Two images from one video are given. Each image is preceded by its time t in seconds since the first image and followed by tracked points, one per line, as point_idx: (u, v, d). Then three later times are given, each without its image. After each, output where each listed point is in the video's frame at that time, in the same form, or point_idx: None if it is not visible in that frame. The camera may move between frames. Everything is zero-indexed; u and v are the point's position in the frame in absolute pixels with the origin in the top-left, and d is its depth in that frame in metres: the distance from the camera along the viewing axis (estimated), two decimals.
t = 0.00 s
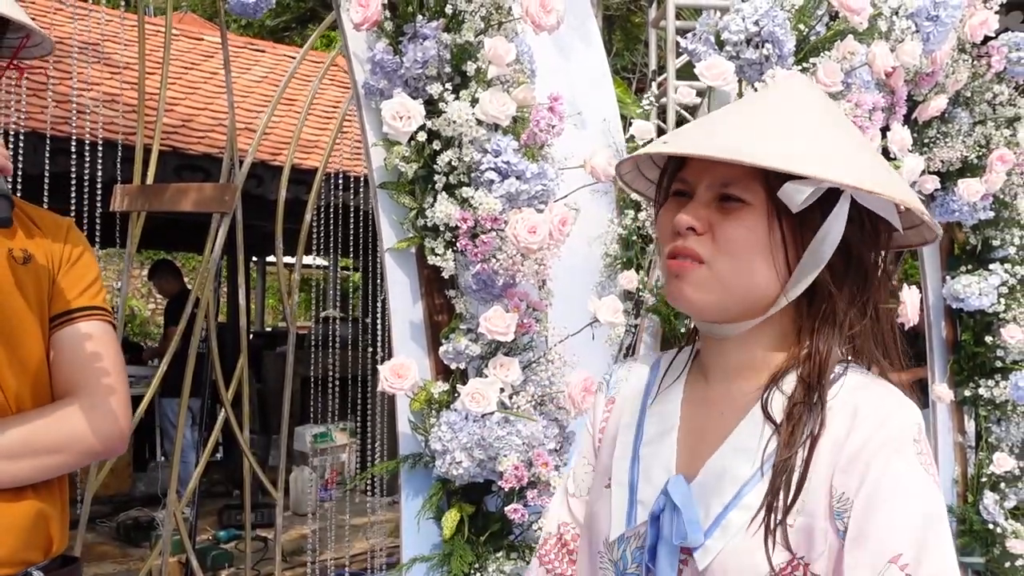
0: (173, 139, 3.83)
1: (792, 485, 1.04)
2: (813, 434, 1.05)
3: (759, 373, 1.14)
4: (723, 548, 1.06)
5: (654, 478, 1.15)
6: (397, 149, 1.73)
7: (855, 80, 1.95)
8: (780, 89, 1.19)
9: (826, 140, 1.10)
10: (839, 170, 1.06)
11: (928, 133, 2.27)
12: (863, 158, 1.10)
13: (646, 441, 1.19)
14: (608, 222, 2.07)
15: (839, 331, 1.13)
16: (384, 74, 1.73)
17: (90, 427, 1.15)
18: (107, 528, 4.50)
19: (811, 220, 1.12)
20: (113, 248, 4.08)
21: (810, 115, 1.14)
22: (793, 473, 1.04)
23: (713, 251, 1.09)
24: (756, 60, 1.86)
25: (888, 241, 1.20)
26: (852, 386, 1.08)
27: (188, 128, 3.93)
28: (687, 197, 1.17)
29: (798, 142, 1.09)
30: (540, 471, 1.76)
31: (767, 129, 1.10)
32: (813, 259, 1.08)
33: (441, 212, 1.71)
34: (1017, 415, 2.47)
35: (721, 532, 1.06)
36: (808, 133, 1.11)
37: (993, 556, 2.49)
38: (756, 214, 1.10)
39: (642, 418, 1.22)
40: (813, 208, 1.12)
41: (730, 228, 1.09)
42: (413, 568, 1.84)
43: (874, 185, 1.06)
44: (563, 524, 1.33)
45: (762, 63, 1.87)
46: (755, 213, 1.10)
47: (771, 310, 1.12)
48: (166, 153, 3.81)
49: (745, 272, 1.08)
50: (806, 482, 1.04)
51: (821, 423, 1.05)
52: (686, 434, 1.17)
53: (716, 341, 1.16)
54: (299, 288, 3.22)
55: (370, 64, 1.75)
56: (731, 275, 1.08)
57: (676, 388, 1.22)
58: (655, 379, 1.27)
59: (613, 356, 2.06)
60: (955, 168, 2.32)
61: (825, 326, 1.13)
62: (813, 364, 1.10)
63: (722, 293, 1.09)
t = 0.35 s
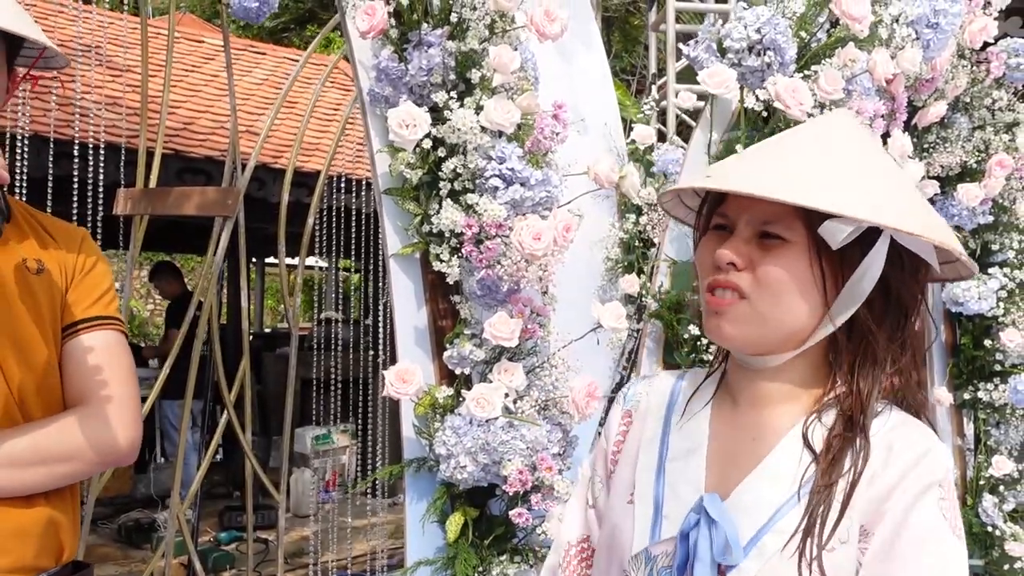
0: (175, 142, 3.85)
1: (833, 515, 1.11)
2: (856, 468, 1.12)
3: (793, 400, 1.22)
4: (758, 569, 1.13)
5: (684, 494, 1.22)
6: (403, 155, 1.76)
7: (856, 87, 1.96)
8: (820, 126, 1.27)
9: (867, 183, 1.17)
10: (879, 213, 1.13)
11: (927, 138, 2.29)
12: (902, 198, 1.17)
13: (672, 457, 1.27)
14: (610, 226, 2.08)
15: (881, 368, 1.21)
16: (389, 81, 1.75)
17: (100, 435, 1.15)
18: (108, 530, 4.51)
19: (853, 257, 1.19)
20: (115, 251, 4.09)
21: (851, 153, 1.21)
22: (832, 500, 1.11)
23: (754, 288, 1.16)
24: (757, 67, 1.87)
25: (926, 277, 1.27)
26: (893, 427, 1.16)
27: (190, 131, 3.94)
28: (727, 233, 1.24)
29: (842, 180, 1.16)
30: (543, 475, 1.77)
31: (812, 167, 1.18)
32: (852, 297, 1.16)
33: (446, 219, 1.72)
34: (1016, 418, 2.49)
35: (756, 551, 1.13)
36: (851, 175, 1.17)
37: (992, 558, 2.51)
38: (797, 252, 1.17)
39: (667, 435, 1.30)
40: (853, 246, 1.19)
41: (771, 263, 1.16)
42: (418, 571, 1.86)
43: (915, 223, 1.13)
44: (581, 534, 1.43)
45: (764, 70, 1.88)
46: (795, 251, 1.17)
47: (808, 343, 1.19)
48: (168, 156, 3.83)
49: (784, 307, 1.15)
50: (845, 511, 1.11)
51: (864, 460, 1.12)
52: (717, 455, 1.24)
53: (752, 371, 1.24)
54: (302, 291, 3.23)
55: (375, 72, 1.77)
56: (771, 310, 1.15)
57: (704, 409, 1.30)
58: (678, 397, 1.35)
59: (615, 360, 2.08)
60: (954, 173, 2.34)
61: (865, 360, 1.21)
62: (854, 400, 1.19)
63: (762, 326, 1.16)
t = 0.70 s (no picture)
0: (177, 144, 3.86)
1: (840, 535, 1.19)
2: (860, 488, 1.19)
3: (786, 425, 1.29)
4: None
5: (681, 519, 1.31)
6: (406, 160, 1.76)
7: (857, 91, 1.96)
8: (831, 159, 1.34)
9: (874, 220, 1.23)
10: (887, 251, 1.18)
11: (928, 141, 2.30)
12: (902, 237, 1.22)
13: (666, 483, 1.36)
14: (612, 228, 2.09)
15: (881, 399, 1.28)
16: (393, 86, 1.76)
17: (110, 440, 1.16)
18: (111, 530, 4.53)
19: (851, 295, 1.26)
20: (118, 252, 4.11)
21: (858, 188, 1.27)
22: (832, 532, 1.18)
23: (756, 314, 1.24)
24: (759, 71, 1.89)
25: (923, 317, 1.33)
26: (891, 447, 1.23)
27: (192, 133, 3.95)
28: (730, 258, 1.31)
29: (844, 217, 1.22)
30: (547, 477, 1.78)
31: (818, 199, 1.23)
32: (851, 329, 1.22)
33: (450, 223, 1.74)
34: (1016, 420, 2.49)
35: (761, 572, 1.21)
36: (859, 211, 1.23)
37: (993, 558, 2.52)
38: (797, 283, 1.23)
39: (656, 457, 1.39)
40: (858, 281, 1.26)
41: (771, 291, 1.23)
42: (422, 571, 1.87)
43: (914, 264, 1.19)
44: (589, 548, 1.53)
45: (766, 74, 1.89)
46: (796, 282, 1.23)
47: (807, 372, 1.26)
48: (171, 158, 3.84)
49: (785, 335, 1.22)
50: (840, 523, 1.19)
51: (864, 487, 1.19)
52: (711, 475, 1.32)
53: (746, 395, 1.31)
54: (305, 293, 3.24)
55: (379, 76, 1.78)
56: (773, 337, 1.22)
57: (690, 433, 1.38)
58: (664, 419, 1.45)
59: (617, 361, 2.10)
60: (955, 175, 2.35)
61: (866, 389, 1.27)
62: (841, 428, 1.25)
63: (761, 352, 1.23)
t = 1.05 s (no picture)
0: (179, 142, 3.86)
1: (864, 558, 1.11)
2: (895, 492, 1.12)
3: (820, 421, 1.21)
4: None
5: (719, 525, 1.20)
6: (408, 155, 1.76)
7: (858, 87, 1.97)
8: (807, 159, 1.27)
9: (859, 195, 1.17)
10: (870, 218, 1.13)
11: (930, 137, 2.30)
12: (895, 204, 1.18)
13: (702, 486, 1.25)
14: (613, 225, 2.08)
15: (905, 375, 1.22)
16: (395, 82, 1.76)
17: (111, 432, 1.15)
18: (113, 529, 4.53)
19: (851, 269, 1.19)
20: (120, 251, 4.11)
21: (841, 175, 1.21)
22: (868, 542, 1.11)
23: (765, 317, 1.17)
24: (760, 67, 1.89)
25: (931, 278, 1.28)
26: (920, 469, 1.15)
27: (194, 131, 3.95)
28: (729, 269, 1.25)
29: (829, 200, 1.16)
30: (548, 472, 1.79)
31: (796, 193, 1.18)
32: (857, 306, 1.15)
33: (451, 218, 1.74)
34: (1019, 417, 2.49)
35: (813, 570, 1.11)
36: (840, 193, 1.17)
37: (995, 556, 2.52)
38: (796, 275, 1.17)
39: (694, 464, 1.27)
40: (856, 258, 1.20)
41: (772, 289, 1.17)
42: (423, 567, 1.86)
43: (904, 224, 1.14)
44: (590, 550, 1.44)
45: (767, 70, 1.89)
46: (794, 274, 1.17)
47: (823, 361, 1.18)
48: (173, 157, 3.84)
49: (797, 329, 1.16)
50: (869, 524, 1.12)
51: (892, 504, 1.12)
52: (749, 479, 1.22)
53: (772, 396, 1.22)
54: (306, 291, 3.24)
55: (381, 72, 1.78)
56: (786, 334, 1.16)
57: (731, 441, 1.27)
58: (705, 431, 1.31)
59: (619, 358, 2.09)
60: (957, 172, 2.34)
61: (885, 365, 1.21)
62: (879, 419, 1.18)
63: (773, 354, 1.16)
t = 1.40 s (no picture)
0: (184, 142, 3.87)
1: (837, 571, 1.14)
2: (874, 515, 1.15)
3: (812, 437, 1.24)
4: None
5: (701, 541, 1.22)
6: (414, 154, 1.76)
7: (864, 86, 1.97)
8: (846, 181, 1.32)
9: (884, 226, 1.22)
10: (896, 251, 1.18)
11: (936, 136, 2.29)
12: (915, 243, 1.22)
13: (688, 497, 1.26)
14: (618, 225, 2.09)
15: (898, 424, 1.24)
16: (401, 81, 1.76)
17: (119, 431, 1.16)
18: (118, 527, 4.54)
19: (871, 306, 1.24)
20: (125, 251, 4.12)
21: (872, 202, 1.26)
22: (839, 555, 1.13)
23: (771, 320, 1.19)
24: (766, 66, 1.89)
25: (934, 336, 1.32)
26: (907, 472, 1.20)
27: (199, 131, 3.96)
28: (741, 264, 1.27)
29: (859, 223, 1.21)
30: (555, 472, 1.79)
31: (825, 208, 1.23)
32: (867, 337, 1.20)
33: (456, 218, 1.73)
34: None
35: None
36: (864, 217, 1.22)
37: (1001, 557, 2.51)
38: (812, 287, 1.20)
39: (681, 468, 1.28)
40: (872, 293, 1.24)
41: (784, 296, 1.19)
42: (429, 567, 1.86)
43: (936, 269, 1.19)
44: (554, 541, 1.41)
45: (773, 70, 1.89)
46: (810, 287, 1.20)
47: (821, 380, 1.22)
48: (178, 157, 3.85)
49: (802, 341, 1.18)
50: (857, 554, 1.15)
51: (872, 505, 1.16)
52: (735, 492, 1.24)
53: (762, 406, 1.25)
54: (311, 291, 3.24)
55: (387, 71, 1.78)
56: (791, 344, 1.18)
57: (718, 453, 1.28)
58: (689, 438, 1.32)
59: (624, 358, 2.10)
60: (962, 172, 2.34)
61: (882, 407, 1.24)
62: (867, 446, 1.21)
63: (774, 359, 1.18)
